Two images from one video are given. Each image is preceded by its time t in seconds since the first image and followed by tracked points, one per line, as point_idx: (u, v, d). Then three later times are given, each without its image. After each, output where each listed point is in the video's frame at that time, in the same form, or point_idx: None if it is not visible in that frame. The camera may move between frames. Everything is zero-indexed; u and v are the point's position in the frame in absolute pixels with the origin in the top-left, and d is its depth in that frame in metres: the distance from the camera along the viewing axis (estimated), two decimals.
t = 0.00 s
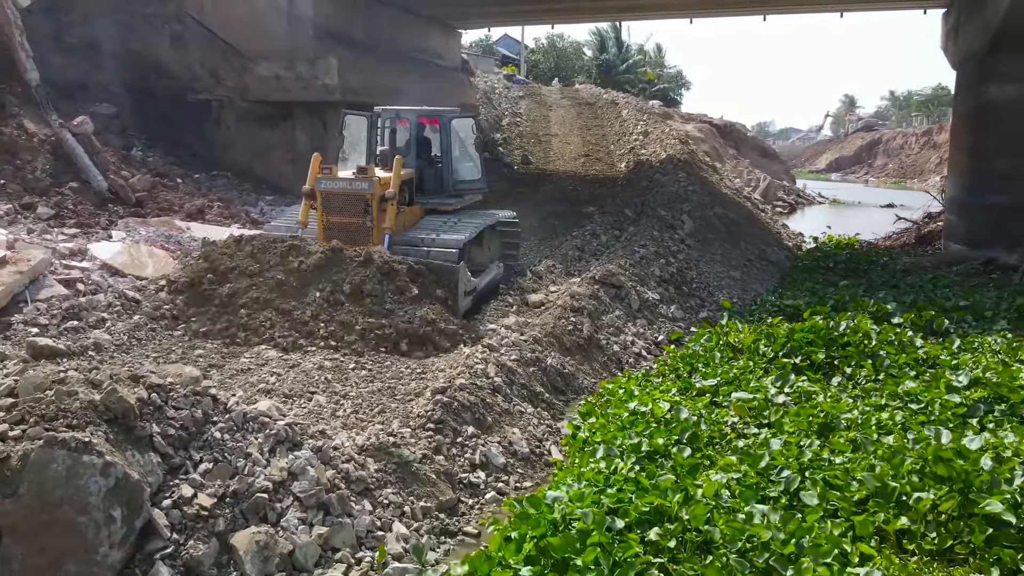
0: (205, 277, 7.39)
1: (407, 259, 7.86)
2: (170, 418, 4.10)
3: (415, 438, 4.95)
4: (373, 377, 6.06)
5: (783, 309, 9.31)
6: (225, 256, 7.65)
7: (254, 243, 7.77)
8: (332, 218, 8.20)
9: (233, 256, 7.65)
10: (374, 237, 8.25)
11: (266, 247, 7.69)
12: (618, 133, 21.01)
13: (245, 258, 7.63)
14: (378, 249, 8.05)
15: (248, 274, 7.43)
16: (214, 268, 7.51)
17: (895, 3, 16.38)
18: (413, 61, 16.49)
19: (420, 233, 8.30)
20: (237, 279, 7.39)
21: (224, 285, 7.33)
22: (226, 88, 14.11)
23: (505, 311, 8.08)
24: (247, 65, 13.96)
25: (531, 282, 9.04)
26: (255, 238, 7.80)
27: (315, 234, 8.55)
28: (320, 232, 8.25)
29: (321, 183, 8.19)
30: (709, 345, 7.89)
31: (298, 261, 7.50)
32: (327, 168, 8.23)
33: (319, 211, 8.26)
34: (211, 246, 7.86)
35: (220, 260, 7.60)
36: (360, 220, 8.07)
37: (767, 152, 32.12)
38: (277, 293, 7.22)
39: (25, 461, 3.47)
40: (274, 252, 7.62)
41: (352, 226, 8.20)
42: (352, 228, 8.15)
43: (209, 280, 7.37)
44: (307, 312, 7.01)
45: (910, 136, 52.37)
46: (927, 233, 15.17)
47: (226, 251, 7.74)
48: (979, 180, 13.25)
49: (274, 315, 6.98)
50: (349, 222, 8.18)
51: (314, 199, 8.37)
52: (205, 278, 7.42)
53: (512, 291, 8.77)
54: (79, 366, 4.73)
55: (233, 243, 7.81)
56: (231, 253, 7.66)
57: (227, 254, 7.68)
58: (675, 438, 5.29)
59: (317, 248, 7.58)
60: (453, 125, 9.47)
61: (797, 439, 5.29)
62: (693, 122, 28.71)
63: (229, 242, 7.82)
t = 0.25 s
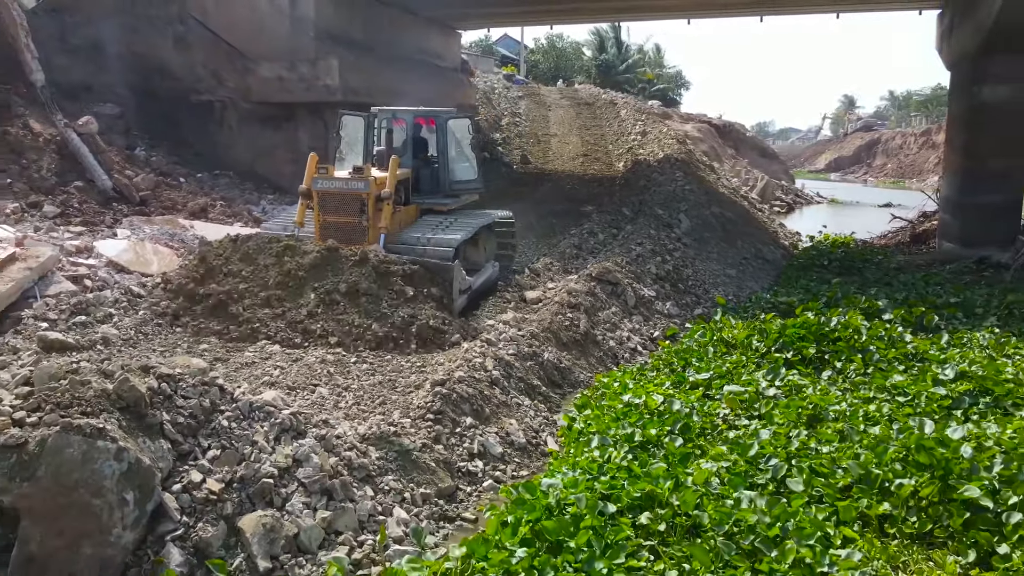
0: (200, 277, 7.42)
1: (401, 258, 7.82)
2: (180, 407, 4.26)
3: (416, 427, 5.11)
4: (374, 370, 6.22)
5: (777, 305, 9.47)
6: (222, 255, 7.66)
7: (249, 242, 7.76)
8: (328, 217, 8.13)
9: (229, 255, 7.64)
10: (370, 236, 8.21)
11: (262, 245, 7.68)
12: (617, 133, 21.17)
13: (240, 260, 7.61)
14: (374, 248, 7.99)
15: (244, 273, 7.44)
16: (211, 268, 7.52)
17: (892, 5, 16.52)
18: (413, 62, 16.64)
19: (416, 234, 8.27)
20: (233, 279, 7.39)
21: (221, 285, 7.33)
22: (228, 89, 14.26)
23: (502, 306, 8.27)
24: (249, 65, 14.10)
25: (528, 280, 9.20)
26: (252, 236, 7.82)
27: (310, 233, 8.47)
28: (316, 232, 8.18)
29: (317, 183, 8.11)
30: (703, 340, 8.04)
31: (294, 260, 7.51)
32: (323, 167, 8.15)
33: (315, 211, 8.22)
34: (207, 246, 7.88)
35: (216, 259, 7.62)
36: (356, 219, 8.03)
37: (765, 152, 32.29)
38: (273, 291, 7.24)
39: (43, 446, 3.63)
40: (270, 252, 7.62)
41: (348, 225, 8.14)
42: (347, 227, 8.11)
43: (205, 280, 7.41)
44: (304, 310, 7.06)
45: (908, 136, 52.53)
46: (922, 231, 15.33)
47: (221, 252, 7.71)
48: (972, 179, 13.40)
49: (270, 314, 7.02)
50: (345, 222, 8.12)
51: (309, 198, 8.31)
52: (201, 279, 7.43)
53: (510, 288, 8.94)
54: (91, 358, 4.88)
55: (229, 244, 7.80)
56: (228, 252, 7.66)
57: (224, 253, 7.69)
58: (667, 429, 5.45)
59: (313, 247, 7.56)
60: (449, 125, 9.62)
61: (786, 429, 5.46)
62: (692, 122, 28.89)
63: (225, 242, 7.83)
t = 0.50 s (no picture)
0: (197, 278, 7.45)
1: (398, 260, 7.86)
2: (186, 401, 4.38)
3: (415, 422, 5.24)
4: (374, 367, 6.35)
5: (772, 303, 9.60)
6: (217, 261, 7.64)
7: (244, 245, 7.75)
8: (325, 219, 8.20)
9: (227, 257, 7.64)
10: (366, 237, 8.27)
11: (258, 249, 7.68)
12: (616, 133, 21.31)
13: (236, 262, 7.60)
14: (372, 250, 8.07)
15: (242, 272, 7.47)
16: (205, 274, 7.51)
17: (888, 6, 16.65)
18: (413, 63, 16.77)
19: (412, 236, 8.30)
20: (227, 285, 7.37)
21: (215, 292, 7.32)
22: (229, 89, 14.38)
23: (499, 305, 8.40)
24: (250, 66, 14.22)
25: (526, 278, 9.34)
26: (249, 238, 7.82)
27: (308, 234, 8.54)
28: (313, 233, 8.25)
29: (314, 185, 8.17)
30: (698, 338, 8.17)
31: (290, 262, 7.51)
32: (320, 170, 8.20)
33: (312, 212, 8.26)
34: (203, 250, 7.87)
35: (213, 260, 7.65)
36: (353, 221, 8.08)
37: (764, 152, 32.41)
38: (270, 293, 7.25)
39: (55, 437, 3.77)
40: (265, 255, 7.61)
41: (345, 227, 8.21)
42: (345, 228, 8.16)
43: (203, 281, 7.44)
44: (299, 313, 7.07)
45: (907, 136, 52.65)
46: (918, 231, 15.46)
47: (217, 253, 7.71)
48: (967, 179, 13.54)
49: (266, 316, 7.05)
50: (342, 224, 8.18)
51: (307, 200, 8.37)
52: (195, 285, 7.43)
53: (509, 286, 9.07)
54: (100, 353, 5.00)
55: (224, 246, 7.79)
56: (224, 255, 7.64)
57: (219, 258, 7.67)
58: (661, 423, 5.57)
59: (310, 249, 7.58)
60: (445, 126, 9.72)
61: (777, 423, 5.58)
62: (690, 122, 29.02)
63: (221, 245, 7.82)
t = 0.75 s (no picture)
0: (196, 280, 7.46)
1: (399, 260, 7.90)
2: (193, 398, 4.46)
3: (418, 420, 5.31)
4: (377, 366, 6.43)
5: (771, 303, 9.67)
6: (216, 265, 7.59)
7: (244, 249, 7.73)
8: (326, 221, 8.20)
9: (227, 258, 7.65)
10: (367, 238, 8.27)
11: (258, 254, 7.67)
12: (616, 134, 21.40)
13: (236, 263, 7.64)
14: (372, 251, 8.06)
15: (242, 273, 7.48)
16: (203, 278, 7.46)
17: (886, 7, 16.75)
18: (413, 64, 16.83)
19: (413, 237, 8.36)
20: (225, 291, 7.34)
21: (213, 298, 7.30)
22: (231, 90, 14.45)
23: (500, 305, 8.47)
24: (252, 67, 14.30)
25: (527, 279, 9.41)
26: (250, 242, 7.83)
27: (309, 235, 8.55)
28: (314, 235, 8.25)
29: (315, 187, 8.18)
30: (698, 337, 8.25)
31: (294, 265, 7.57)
32: (321, 171, 8.21)
33: (313, 214, 8.24)
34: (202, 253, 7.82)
35: (212, 261, 7.66)
36: (354, 222, 8.08)
37: (764, 153, 32.50)
38: (272, 294, 7.30)
39: (66, 434, 3.86)
40: (267, 259, 7.63)
41: (346, 229, 8.20)
42: (345, 229, 8.16)
43: (202, 282, 7.45)
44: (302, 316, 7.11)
45: (907, 136, 52.74)
46: (916, 231, 15.54)
47: (216, 255, 7.72)
48: (965, 179, 13.62)
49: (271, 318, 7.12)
50: (343, 225, 8.18)
51: (308, 202, 8.38)
52: (194, 290, 7.40)
53: (511, 286, 9.15)
54: (108, 352, 5.07)
55: (222, 248, 7.79)
56: (224, 259, 7.64)
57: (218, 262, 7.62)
58: (661, 421, 5.65)
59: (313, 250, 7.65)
60: (444, 128, 9.79)
61: (775, 421, 5.66)
62: (690, 122, 29.12)
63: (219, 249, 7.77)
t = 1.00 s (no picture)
0: (195, 282, 7.48)
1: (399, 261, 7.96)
2: (203, 396, 4.51)
3: (424, 418, 5.35)
4: (382, 365, 6.49)
5: (772, 302, 9.72)
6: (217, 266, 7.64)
7: (246, 249, 7.76)
8: (324, 222, 8.22)
9: (225, 260, 7.67)
10: (366, 239, 8.30)
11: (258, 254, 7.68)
12: (616, 134, 21.45)
13: (235, 264, 7.65)
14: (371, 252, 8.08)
15: (240, 274, 7.49)
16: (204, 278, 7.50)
17: (885, 8, 16.81)
18: (415, 64, 16.86)
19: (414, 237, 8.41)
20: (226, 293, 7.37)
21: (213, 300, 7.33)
22: (233, 91, 14.49)
23: (503, 305, 8.52)
24: (254, 67, 14.34)
25: (529, 279, 9.46)
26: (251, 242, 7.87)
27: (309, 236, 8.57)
28: (313, 236, 8.27)
29: (314, 188, 8.21)
30: (700, 336, 8.30)
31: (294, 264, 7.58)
32: (320, 172, 8.24)
33: (312, 214, 8.27)
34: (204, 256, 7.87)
35: (212, 264, 7.69)
36: (353, 223, 8.11)
37: (764, 153, 32.56)
38: (271, 293, 7.28)
39: (78, 430, 3.90)
40: (267, 260, 7.64)
41: (345, 230, 8.22)
42: (344, 230, 8.18)
43: (201, 285, 7.47)
44: (304, 315, 7.10)
45: (907, 136, 52.80)
46: (916, 231, 15.61)
47: (216, 257, 7.75)
48: (965, 180, 13.67)
49: (275, 315, 7.11)
50: (342, 226, 8.21)
51: (307, 203, 8.41)
52: (193, 291, 7.43)
53: (514, 286, 9.20)
54: (118, 350, 5.13)
55: (222, 250, 7.82)
56: (223, 261, 7.65)
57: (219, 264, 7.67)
58: (664, 419, 5.70)
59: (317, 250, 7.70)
60: (445, 129, 9.81)
61: (777, 419, 5.71)
62: (691, 123, 29.18)
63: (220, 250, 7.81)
